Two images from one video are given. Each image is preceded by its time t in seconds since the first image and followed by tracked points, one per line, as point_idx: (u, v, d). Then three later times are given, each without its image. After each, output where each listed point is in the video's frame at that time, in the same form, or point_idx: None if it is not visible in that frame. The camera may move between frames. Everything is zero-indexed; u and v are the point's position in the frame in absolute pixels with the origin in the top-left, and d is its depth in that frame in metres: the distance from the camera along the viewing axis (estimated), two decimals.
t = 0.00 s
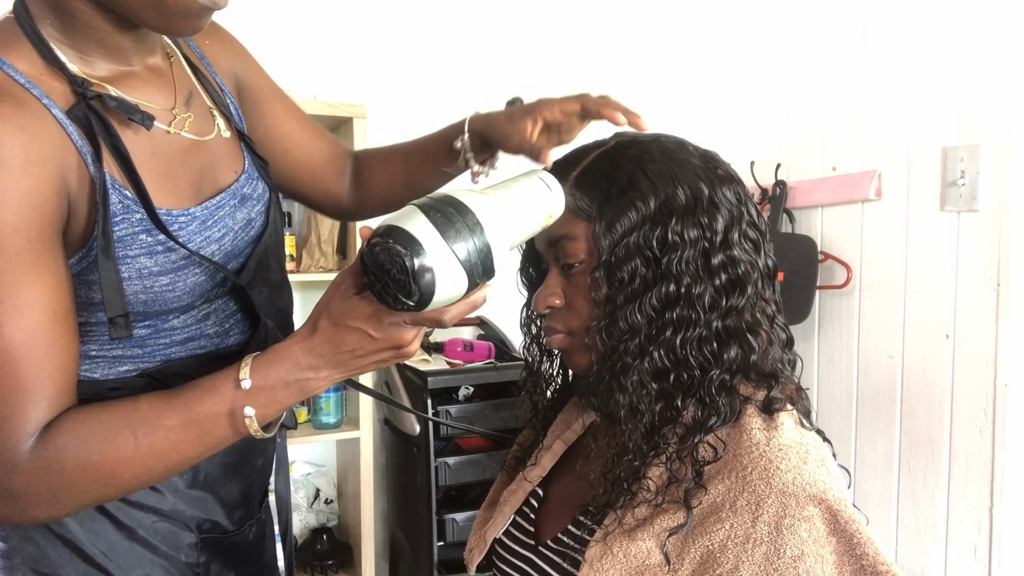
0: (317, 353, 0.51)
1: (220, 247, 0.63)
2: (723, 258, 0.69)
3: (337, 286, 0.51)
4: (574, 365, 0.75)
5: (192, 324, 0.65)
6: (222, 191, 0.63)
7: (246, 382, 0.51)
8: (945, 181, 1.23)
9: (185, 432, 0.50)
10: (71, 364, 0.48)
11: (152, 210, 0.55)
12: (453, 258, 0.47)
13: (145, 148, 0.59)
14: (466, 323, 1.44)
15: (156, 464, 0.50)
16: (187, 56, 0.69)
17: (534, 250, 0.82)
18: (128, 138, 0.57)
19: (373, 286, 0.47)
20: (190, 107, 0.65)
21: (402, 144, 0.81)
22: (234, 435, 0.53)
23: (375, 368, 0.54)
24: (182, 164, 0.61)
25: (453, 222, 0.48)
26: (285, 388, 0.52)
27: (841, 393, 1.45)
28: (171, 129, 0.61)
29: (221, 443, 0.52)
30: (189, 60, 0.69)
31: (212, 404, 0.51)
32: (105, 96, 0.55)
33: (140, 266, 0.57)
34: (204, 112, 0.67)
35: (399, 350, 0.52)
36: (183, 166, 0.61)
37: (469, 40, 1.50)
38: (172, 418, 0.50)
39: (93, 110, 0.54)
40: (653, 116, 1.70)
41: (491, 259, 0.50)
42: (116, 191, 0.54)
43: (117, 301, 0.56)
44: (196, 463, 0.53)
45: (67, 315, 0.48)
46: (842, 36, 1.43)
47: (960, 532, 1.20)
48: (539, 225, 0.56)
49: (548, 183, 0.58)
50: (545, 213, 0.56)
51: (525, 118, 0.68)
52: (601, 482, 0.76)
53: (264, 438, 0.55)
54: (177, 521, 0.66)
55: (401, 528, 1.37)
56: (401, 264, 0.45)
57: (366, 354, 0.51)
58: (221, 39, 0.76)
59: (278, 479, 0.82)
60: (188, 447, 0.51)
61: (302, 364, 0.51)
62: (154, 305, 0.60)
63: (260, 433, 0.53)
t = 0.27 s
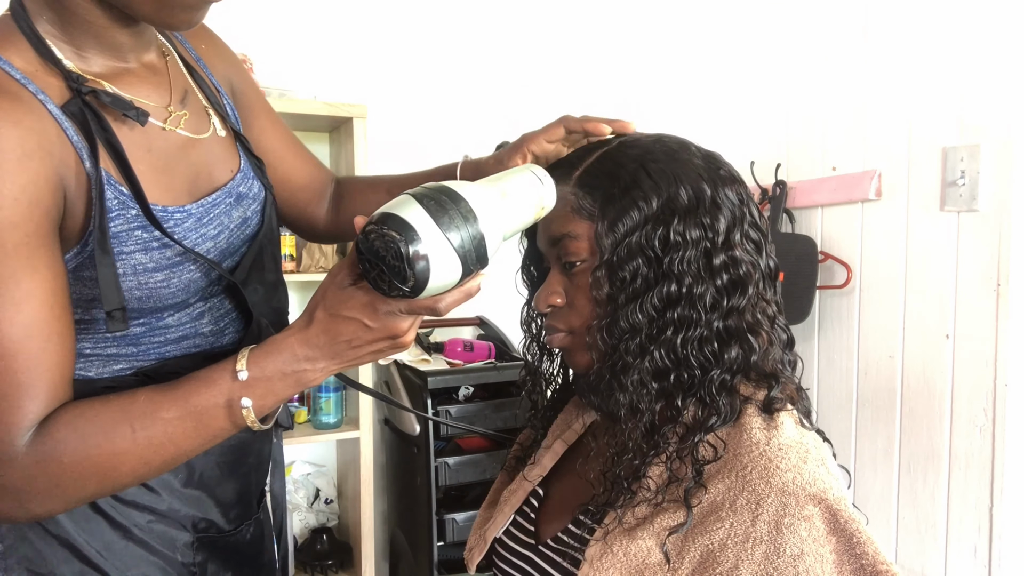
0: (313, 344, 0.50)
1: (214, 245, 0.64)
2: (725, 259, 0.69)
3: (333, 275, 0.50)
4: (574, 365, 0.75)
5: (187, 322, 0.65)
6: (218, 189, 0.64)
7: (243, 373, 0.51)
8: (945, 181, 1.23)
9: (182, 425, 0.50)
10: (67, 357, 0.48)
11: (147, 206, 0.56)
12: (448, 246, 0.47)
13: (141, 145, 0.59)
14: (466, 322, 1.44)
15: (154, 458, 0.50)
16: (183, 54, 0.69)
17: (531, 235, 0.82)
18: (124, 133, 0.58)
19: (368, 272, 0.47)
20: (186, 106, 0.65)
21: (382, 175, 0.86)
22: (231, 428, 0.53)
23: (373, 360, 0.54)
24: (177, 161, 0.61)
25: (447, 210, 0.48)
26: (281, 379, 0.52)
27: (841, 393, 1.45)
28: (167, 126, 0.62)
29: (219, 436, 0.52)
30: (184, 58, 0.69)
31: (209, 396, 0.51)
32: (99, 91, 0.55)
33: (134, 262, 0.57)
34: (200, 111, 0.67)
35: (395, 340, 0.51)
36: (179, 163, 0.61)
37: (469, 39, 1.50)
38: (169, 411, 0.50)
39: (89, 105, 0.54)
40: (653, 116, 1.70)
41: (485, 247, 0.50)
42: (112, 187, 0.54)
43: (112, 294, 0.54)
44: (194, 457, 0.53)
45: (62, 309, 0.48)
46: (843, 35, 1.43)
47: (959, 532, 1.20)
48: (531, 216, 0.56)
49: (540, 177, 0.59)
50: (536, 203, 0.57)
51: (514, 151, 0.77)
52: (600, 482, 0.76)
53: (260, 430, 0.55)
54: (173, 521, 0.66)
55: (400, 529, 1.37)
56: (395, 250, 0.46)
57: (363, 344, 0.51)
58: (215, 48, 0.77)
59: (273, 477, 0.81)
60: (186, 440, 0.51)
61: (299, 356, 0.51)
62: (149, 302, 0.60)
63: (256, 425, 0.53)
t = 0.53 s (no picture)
0: (316, 344, 0.51)
1: (214, 245, 0.64)
2: (722, 260, 0.69)
3: (337, 275, 0.51)
4: (574, 366, 0.75)
5: (188, 322, 0.65)
6: (217, 189, 0.64)
7: (245, 373, 0.51)
8: (945, 181, 1.23)
9: (185, 425, 0.50)
10: (69, 357, 0.48)
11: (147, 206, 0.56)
12: (449, 247, 0.48)
13: (141, 144, 0.59)
14: (466, 322, 1.44)
15: (157, 457, 0.50)
16: (181, 55, 0.70)
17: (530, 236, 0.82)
18: (123, 133, 0.58)
19: (370, 272, 0.48)
20: (184, 106, 0.65)
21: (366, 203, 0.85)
22: (234, 427, 0.53)
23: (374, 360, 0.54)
24: (177, 161, 0.61)
25: (449, 210, 0.49)
26: (284, 378, 0.52)
27: (841, 393, 1.45)
28: (165, 126, 0.62)
29: (221, 435, 0.52)
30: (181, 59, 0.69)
31: (211, 395, 0.51)
32: (99, 91, 0.55)
33: (135, 261, 0.57)
34: (198, 112, 0.67)
35: (397, 340, 0.51)
36: (179, 163, 0.62)
37: (470, 40, 1.50)
38: (172, 410, 0.50)
39: (88, 105, 0.54)
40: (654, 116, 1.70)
41: (488, 248, 0.50)
42: (112, 187, 0.54)
43: (120, 292, 0.55)
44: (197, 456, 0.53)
45: (64, 309, 0.48)
46: (842, 35, 1.43)
47: (959, 532, 1.20)
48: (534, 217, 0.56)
49: (545, 176, 0.59)
50: (540, 203, 0.57)
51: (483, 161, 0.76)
52: (599, 482, 0.76)
53: (263, 430, 0.55)
54: (174, 520, 0.66)
55: (401, 529, 1.37)
56: (397, 251, 0.46)
57: (365, 344, 0.51)
58: (220, 56, 0.79)
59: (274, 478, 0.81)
60: (189, 439, 0.51)
61: (301, 355, 0.51)
62: (150, 301, 0.60)
63: (260, 424, 0.53)
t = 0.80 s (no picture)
0: (304, 340, 0.50)
1: (206, 241, 0.64)
2: (726, 260, 0.69)
3: (325, 272, 0.51)
4: (574, 365, 0.75)
5: (179, 318, 0.65)
6: (209, 186, 0.64)
7: (233, 368, 0.51)
8: (945, 181, 1.23)
9: (173, 420, 0.50)
10: (57, 352, 0.48)
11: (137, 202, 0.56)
12: (434, 242, 0.48)
13: (131, 142, 0.59)
14: (466, 323, 1.44)
15: (146, 453, 0.50)
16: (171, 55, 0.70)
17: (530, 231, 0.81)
18: (112, 130, 0.57)
19: (355, 269, 0.48)
20: (174, 105, 0.65)
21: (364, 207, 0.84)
22: (223, 423, 0.52)
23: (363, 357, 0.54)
24: (167, 159, 0.61)
25: (435, 206, 0.49)
26: (271, 374, 0.51)
27: (841, 393, 1.45)
28: (156, 125, 0.62)
29: (210, 431, 0.52)
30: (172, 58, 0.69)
31: (199, 391, 0.51)
32: (89, 88, 0.55)
33: (125, 256, 0.57)
34: (188, 111, 0.67)
35: (385, 336, 0.51)
36: (169, 160, 0.61)
37: (469, 39, 1.50)
38: (160, 405, 0.50)
39: (78, 103, 0.55)
40: (653, 116, 1.70)
41: (474, 245, 0.51)
42: (102, 182, 0.54)
43: (102, 287, 0.55)
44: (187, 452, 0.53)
45: (51, 305, 0.48)
46: (843, 36, 1.43)
47: (960, 533, 1.20)
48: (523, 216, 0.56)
49: (534, 175, 0.59)
50: (529, 205, 0.57)
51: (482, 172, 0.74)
52: (598, 482, 0.77)
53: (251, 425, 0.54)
54: (168, 517, 0.66)
55: (400, 528, 1.37)
56: (381, 245, 0.46)
57: (353, 340, 0.51)
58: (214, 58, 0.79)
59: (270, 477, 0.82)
60: (177, 435, 0.51)
61: (290, 351, 0.51)
62: (140, 296, 0.60)
63: (248, 420, 0.53)
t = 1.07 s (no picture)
0: (296, 341, 0.50)
1: (198, 238, 0.64)
2: (728, 260, 0.69)
3: (314, 274, 0.50)
4: (577, 364, 0.74)
5: (173, 315, 0.65)
6: (202, 183, 0.64)
7: (224, 369, 0.50)
8: (945, 181, 1.23)
9: (165, 420, 0.50)
10: (48, 350, 0.48)
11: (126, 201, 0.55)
12: (421, 242, 0.48)
13: (122, 138, 0.59)
14: (466, 323, 1.43)
15: (138, 452, 0.50)
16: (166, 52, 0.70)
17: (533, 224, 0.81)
18: (100, 127, 0.57)
19: (343, 270, 0.48)
20: (167, 102, 0.65)
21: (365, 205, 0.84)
22: (214, 423, 0.52)
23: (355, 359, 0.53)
24: (159, 156, 0.61)
25: (422, 207, 0.50)
26: (263, 376, 0.51)
27: (841, 393, 1.45)
28: (148, 122, 0.61)
29: (203, 430, 0.52)
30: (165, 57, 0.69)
31: (191, 391, 0.50)
32: (75, 86, 0.55)
33: (116, 254, 0.57)
34: (182, 108, 0.66)
35: (375, 337, 0.51)
36: (161, 157, 0.61)
37: (469, 39, 1.50)
38: (151, 405, 0.49)
39: (65, 102, 0.54)
40: (653, 115, 1.70)
41: (463, 245, 0.51)
42: (91, 181, 0.54)
43: (84, 286, 0.54)
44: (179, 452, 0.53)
45: (40, 303, 0.47)
46: (843, 36, 1.43)
47: (960, 533, 1.20)
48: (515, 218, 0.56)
49: (526, 176, 0.60)
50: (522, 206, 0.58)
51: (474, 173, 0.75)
52: (601, 482, 0.76)
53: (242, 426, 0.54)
54: (165, 514, 0.66)
55: (400, 528, 1.37)
56: (368, 246, 0.46)
57: (344, 341, 0.50)
58: (209, 57, 0.78)
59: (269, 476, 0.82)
60: (169, 435, 0.50)
61: (281, 352, 0.51)
62: (131, 293, 0.60)
63: (238, 420, 0.53)
